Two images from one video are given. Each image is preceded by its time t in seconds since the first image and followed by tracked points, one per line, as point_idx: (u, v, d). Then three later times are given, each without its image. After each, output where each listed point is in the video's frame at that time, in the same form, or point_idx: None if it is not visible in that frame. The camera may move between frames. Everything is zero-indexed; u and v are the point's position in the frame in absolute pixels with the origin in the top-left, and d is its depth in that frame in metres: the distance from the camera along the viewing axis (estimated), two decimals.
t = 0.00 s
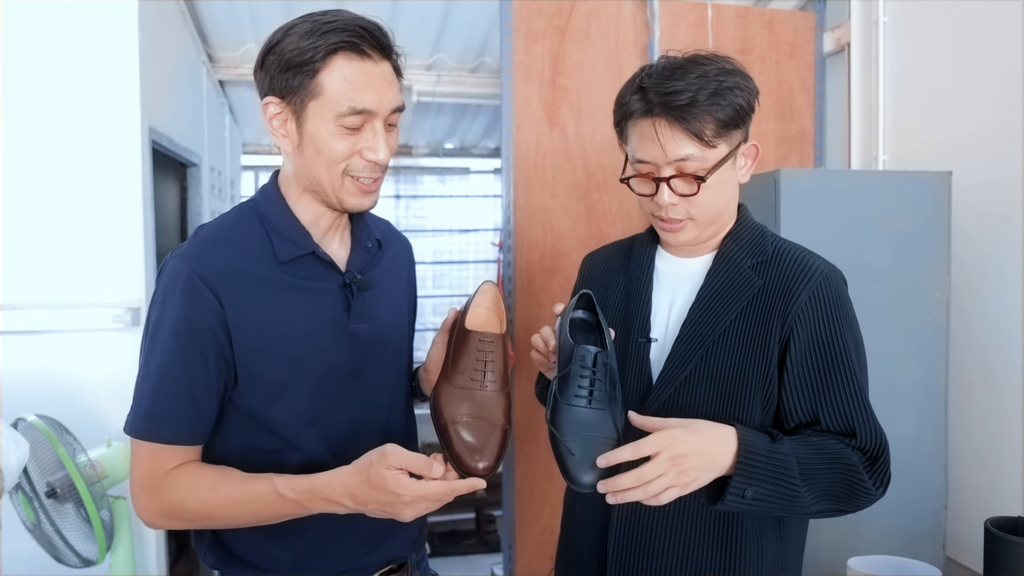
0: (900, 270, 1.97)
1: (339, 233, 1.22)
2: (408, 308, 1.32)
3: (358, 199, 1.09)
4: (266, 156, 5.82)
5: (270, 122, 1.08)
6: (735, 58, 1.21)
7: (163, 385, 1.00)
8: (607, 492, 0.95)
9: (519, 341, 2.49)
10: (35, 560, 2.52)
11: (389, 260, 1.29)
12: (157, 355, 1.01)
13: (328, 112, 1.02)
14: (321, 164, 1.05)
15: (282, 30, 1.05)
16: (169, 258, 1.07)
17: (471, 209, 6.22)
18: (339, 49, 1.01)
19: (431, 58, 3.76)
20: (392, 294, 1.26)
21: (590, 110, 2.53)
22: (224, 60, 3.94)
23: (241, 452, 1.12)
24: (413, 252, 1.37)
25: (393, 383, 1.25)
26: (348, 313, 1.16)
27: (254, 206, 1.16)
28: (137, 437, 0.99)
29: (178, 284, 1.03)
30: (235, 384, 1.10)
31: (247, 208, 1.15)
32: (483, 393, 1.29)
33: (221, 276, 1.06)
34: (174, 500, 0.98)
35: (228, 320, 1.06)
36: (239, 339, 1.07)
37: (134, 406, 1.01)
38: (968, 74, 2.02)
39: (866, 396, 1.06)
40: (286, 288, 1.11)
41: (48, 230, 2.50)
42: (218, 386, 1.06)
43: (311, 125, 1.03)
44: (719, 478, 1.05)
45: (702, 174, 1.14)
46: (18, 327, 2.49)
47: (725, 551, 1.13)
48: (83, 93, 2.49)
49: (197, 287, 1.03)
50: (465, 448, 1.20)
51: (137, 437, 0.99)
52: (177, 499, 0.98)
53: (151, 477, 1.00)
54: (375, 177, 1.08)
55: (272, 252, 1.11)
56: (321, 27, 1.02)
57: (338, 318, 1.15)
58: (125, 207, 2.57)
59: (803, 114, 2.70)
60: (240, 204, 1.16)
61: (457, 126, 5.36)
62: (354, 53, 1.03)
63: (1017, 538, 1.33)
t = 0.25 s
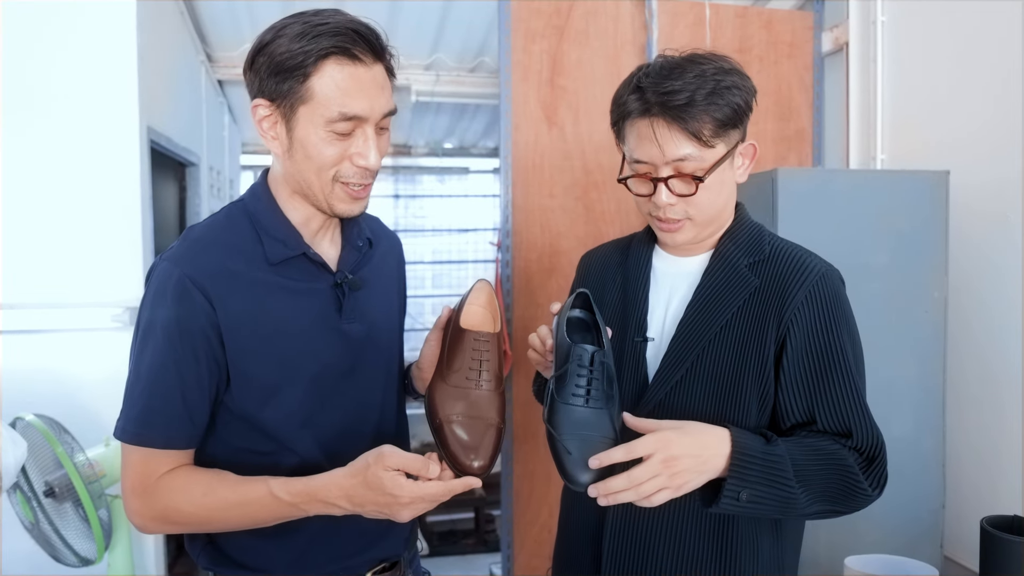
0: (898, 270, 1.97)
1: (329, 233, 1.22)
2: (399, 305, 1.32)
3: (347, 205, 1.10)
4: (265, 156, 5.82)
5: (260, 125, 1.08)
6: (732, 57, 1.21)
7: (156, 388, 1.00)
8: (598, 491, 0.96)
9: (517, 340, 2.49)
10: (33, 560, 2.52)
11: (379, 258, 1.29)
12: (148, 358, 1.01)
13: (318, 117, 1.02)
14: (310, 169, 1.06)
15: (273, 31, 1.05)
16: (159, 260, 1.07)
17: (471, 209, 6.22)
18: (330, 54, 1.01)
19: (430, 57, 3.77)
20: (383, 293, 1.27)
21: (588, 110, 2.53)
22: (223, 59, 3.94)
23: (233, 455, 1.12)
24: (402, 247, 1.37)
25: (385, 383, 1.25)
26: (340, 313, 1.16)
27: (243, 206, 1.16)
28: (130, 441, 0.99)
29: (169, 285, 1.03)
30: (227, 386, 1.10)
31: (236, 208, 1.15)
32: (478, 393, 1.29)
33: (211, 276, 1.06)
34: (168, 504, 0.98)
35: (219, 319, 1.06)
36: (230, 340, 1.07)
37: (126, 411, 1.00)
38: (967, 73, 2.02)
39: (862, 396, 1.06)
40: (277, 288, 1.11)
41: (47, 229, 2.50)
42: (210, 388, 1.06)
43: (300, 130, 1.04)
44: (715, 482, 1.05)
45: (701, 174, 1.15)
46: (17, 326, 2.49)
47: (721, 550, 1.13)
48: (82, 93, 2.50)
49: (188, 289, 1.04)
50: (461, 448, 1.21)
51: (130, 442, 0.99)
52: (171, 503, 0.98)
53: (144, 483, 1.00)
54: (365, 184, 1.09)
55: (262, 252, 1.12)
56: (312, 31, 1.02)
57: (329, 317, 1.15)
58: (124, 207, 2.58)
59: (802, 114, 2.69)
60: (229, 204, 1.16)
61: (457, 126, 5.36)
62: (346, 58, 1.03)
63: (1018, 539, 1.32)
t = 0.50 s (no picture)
0: (896, 269, 1.97)
1: (327, 231, 1.22)
2: (397, 301, 1.33)
3: (345, 202, 1.10)
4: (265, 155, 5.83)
5: (258, 124, 1.08)
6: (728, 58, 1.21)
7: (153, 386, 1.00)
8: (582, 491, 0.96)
9: (516, 340, 2.49)
10: (32, 558, 2.52)
11: (377, 256, 1.29)
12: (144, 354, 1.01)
13: (316, 116, 1.03)
14: (309, 168, 1.06)
15: (271, 29, 1.05)
16: (156, 258, 1.07)
17: (471, 208, 6.22)
18: (329, 53, 1.01)
19: (430, 57, 3.77)
20: (381, 291, 1.27)
21: (588, 109, 2.53)
22: (223, 59, 3.94)
23: (230, 453, 1.12)
24: (400, 245, 1.38)
25: (382, 383, 1.25)
26: (336, 312, 1.16)
27: (241, 204, 1.16)
28: (126, 440, 0.99)
29: (166, 283, 1.03)
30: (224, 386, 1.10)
31: (233, 206, 1.15)
32: (474, 394, 1.30)
33: (208, 275, 1.06)
34: (164, 504, 0.98)
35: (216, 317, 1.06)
36: (228, 340, 1.07)
37: (123, 409, 1.01)
38: (967, 72, 2.02)
39: (859, 398, 1.06)
40: (274, 288, 1.11)
41: (47, 228, 2.50)
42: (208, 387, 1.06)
43: (299, 129, 1.04)
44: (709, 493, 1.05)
45: (696, 178, 1.15)
46: (17, 325, 2.50)
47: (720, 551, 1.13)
48: (82, 92, 2.50)
49: (185, 288, 1.04)
50: (458, 449, 1.20)
51: (127, 441, 0.99)
52: (167, 502, 0.98)
53: (140, 480, 1.00)
54: (363, 181, 1.09)
55: (259, 251, 1.12)
56: (311, 30, 1.02)
57: (326, 316, 1.15)
58: (124, 206, 2.58)
59: (801, 113, 2.70)
60: (227, 202, 1.16)
61: (456, 125, 5.36)
62: (345, 56, 1.03)
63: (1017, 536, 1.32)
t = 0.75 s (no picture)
0: (898, 268, 1.97)
1: (333, 229, 1.21)
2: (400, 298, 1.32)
3: (361, 204, 1.09)
4: (265, 154, 5.82)
5: (268, 127, 1.06)
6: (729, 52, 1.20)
7: (218, 369, 0.93)
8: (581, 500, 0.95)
9: (517, 338, 2.49)
10: (32, 557, 2.52)
11: (381, 253, 1.28)
12: (191, 338, 0.94)
13: (330, 115, 1.02)
14: (326, 171, 1.05)
15: (277, 29, 1.03)
16: (174, 256, 0.99)
17: (471, 208, 6.21)
18: (340, 51, 1.00)
19: (430, 56, 3.76)
20: (387, 288, 1.26)
21: (588, 107, 2.52)
22: (222, 57, 3.94)
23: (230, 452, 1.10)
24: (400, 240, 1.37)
25: (387, 382, 1.24)
26: (348, 310, 1.15)
27: (249, 202, 1.12)
28: (223, 429, 0.90)
29: (202, 274, 0.97)
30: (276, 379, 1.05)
31: (241, 204, 1.11)
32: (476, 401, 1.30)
33: (241, 268, 1.02)
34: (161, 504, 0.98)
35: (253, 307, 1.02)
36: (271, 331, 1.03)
37: (202, 404, 0.92)
38: (968, 70, 2.02)
39: (861, 397, 1.05)
40: (293, 285, 1.08)
41: (46, 227, 2.50)
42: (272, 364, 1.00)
43: (312, 130, 1.03)
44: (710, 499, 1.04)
45: (697, 174, 1.14)
46: (16, 324, 2.49)
47: (723, 555, 1.12)
48: (81, 90, 2.49)
49: (221, 271, 0.98)
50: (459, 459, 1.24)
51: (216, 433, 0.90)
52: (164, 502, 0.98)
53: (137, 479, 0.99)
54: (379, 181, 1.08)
55: (274, 249, 1.08)
56: (319, 28, 1.01)
57: (339, 314, 1.14)
58: (122, 205, 2.57)
59: (802, 111, 2.69)
60: (233, 201, 1.12)
61: (456, 124, 5.35)
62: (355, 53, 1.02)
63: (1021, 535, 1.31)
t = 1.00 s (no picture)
0: (899, 267, 1.97)
1: (339, 229, 1.21)
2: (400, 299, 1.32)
3: (369, 202, 1.10)
4: (266, 154, 5.83)
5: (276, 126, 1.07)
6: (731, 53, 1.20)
7: (238, 364, 0.93)
8: (584, 497, 0.96)
9: (518, 338, 2.49)
10: (34, 557, 2.53)
11: (383, 254, 1.29)
12: (209, 334, 0.93)
13: (340, 114, 1.02)
14: (335, 169, 1.06)
15: (285, 29, 1.04)
16: (184, 257, 0.99)
17: (471, 208, 6.22)
18: (350, 51, 1.01)
19: (431, 56, 3.77)
20: (389, 288, 1.26)
21: (589, 107, 2.53)
22: (223, 58, 3.94)
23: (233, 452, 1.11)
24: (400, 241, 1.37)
25: (391, 382, 1.25)
26: (354, 309, 1.16)
27: (257, 202, 1.12)
28: (247, 423, 0.90)
29: (218, 273, 0.96)
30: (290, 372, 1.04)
31: (249, 204, 1.11)
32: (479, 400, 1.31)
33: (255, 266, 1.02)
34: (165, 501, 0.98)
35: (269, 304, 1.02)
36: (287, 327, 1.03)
37: (225, 401, 0.91)
38: (969, 70, 2.02)
39: (862, 396, 1.06)
40: (301, 284, 1.08)
41: (48, 227, 2.51)
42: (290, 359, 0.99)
43: (322, 129, 1.03)
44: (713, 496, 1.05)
45: (699, 174, 1.14)
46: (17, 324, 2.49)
47: (724, 554, 1.12)
48: (83, 91, 2.50)
49: (234, 268, 0.98)
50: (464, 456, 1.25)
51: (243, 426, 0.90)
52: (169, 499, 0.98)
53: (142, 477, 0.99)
54: (387, 179, 1.09)
55: (283, 248, 1.08)
56: (328, 28, 1.01)
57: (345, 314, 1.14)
58: (124, 205, 2.57)
59: (802, 111, 2.69)
60: (240, 201, 1.12)
61: (457, 124, 5.36)
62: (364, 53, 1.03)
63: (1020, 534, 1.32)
